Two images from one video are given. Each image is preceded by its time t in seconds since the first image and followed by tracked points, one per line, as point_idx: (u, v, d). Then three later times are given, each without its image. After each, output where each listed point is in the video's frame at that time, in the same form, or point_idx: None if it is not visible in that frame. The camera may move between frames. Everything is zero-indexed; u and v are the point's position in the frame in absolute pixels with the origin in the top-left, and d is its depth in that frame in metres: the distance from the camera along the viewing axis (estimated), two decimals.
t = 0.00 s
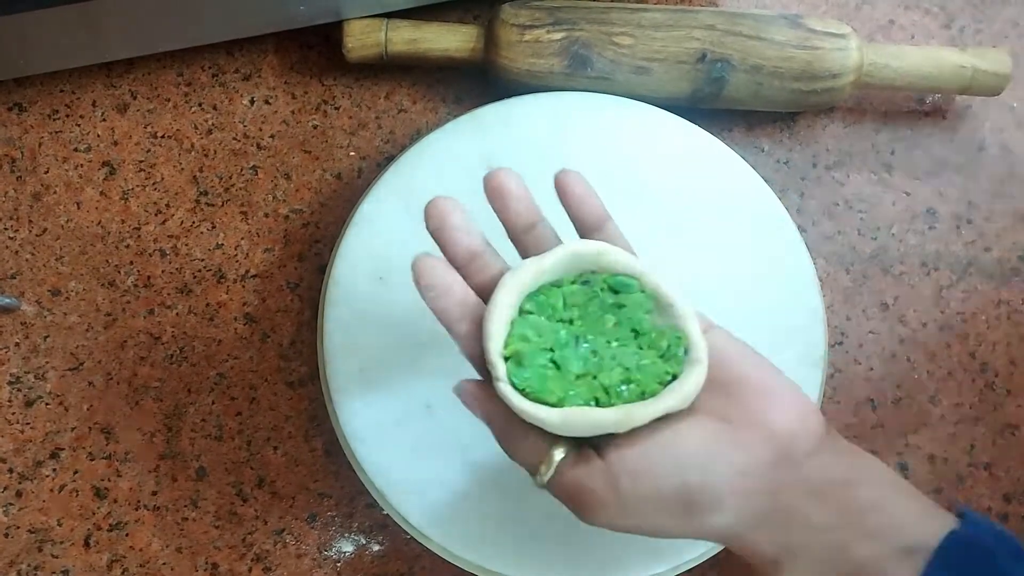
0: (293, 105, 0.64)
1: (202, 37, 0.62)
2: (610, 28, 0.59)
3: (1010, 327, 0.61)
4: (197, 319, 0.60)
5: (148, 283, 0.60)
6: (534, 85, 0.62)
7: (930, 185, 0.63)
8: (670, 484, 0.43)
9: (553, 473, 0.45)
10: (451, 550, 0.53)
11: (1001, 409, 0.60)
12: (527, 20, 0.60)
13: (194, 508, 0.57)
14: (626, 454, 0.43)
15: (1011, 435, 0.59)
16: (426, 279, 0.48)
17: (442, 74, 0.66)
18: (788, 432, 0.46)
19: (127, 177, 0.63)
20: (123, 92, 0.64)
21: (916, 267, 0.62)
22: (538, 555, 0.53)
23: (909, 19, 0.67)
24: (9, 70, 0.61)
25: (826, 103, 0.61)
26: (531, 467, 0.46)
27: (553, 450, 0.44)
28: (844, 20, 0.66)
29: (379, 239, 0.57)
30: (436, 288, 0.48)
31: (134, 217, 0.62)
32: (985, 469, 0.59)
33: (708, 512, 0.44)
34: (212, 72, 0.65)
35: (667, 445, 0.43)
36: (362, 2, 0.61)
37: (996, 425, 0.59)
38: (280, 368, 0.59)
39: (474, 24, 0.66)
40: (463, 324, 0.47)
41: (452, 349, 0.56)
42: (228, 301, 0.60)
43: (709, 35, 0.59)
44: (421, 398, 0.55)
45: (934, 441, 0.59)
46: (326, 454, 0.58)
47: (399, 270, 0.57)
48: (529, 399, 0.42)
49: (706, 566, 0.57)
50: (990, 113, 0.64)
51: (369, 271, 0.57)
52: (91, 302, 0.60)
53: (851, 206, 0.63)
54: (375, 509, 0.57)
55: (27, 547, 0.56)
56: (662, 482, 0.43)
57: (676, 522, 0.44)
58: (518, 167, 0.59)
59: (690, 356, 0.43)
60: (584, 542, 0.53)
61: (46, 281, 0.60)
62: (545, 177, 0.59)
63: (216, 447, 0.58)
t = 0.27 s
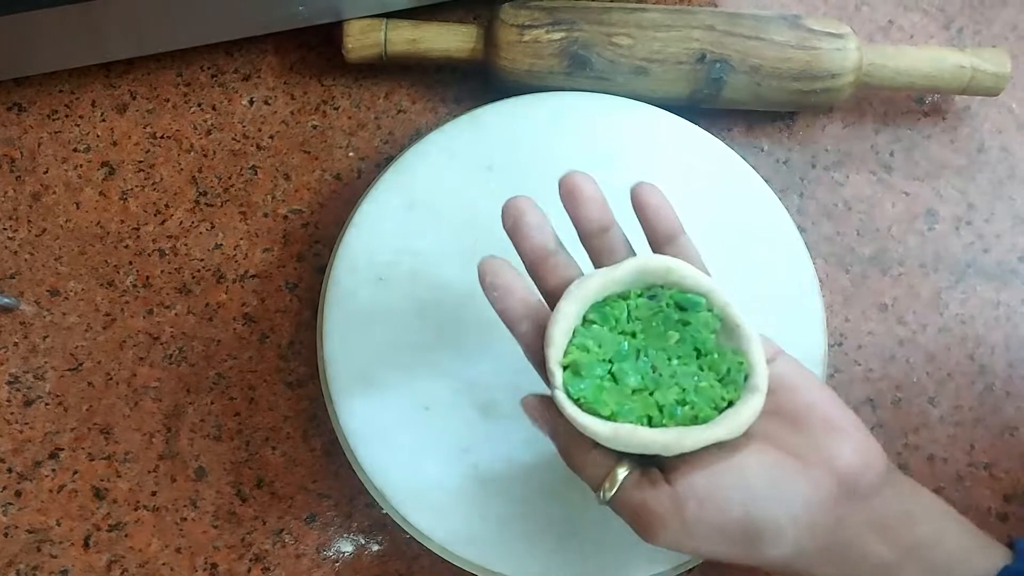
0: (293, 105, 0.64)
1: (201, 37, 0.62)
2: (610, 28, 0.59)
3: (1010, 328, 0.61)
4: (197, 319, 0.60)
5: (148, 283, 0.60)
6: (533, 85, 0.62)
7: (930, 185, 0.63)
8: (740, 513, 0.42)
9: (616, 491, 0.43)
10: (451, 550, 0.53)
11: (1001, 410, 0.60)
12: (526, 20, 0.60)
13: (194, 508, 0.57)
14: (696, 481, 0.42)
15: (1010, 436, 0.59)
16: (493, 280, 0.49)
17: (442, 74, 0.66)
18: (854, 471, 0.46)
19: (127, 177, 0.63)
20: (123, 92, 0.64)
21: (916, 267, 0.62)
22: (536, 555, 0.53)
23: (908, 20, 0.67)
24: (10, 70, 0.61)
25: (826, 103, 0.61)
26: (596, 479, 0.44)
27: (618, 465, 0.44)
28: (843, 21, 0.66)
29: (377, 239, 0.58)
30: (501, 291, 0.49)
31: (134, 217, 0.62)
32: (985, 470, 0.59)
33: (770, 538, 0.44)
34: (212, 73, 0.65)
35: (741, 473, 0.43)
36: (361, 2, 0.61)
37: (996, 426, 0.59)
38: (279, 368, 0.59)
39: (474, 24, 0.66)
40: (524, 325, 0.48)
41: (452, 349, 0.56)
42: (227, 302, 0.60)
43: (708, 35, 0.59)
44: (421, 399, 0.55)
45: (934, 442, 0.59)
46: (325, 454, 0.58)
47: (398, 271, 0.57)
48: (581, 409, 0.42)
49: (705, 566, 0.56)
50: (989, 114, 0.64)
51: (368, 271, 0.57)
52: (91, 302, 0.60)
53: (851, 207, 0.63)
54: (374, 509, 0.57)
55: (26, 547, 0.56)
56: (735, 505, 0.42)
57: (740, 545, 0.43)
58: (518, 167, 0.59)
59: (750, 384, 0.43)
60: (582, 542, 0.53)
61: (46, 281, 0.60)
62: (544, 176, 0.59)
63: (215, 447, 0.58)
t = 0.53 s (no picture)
0: (293, 104, 0.64)
1: (202, 36, 0.62)
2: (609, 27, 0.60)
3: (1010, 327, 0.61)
4: (197, 319, 0.60)
5: (148, 283, 0.60)
6: (533, 85, 0.62)
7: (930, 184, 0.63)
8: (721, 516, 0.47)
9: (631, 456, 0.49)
10: (451, 550, 0.53)
11: (1001, 409, 0.60)
12: (526, 19, 0.60)
13: (194, 508, 0.57)
14: (720, 474, 0.47)
15: (1010, 435, 0.59)
16: (512, 198, 0.57)
17: (442, 73, 0.66)
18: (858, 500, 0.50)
19: (127, 176, 0.63)
20: (123, 92, 0.64)
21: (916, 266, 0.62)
22: (537, 556, 0.53)
23: (908, 18, 0.67)
24: (9, 70, 0.61)
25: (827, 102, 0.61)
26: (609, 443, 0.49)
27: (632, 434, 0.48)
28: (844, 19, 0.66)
29: (376, 238, 0.58)
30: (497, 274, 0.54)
31: (134, 216, 0.62)
32: (985, 469, 0.59)
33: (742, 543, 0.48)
34: (212, 72, 0.65)
35: (736, 483, 0.47)
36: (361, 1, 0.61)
37: (996, 425, 0.59)
38: (280, 367, 0.59)
39: (474, 23, 0.66)
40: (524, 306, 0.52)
41: (452, 350, 0.57)
42: (228, 301, 0.60)
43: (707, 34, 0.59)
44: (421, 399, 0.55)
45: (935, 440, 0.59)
46: (326, 453, 0.58)
47: (398, 270, 0.57)
48: (607, 360, 0.47)
49: (706, 565, 0.56)
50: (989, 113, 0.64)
51: (369, 270, 0.57)
52: (91, 302, 0.60)
53: (851, 206, 0.63)
54: (374, 509, 0.57)
55: (27, 547, 0.56)
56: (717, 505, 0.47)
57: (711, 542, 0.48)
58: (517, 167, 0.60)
59: (792, 403, 0.47)
60: (583, 542, 0.53)
61: (46, 281, 0.60)
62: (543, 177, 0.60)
63: (216, 447, 0.58)
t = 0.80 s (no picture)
0: (293, 104, 0.64)
1: (201, 36, 0.62)
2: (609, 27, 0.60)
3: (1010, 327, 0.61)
4: (197, 319, 0.60)
5: (148, 282, 0.60)
6: (533, 85, 0.62)
7: (930, 184, 0.63)
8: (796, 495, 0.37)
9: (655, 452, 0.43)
10: (452, 550, 0.53)
11: (1001, 409, 0.60)
12: (526, 19, 0.60)
13: (194, 507, 0.57)
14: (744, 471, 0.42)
15: (1011, 435, 0.59)
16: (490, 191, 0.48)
17: (442, 74, 0.66)
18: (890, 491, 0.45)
19: (126, 176, 0.63)
20: (123, 92, 0.64)
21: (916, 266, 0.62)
22: (538, 556, 0.53)
23: (907, 19, 0.67)
24: (10, 70, 0.61)
25: (826, 102, 0.61)
26: (630, 440, 0.44)
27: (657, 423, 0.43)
28: (843, 20, 0.66)
29: (377, 239, 0.58)
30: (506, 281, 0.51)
31: (134, 216, 0.62)
32: (985, 469, 0.59)
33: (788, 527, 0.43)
34: (211, 72, 0.65)
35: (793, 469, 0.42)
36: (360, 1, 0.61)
37: (995, 425, 0.59)
38: (280, 367, 0.59)
39: (474, 24, 0.66)
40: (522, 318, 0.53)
41: (452, 350, 0.57)
42: (227, 301, 0.60)
43: (707, 35, 0.59)
44: (422, 399, 0.55)
45: (933, 441, 0.59)
46: (325, 454, 0.58)
47: (398, 270, 0.57)
48: (626, 339, 0.43)
49: (706, 565, 0.56)
50: (989, 113, 0.64)
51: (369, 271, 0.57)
52: (91, 302, 0.60)
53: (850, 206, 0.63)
54: (374, 509, 0.57)
55: (27, 547, 0.56)
56: (780, 514, 0.38)
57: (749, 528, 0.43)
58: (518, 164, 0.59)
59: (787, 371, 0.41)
60: (584, 542, 0.53)
61: (46, 281, 0.60)
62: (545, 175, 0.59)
63: (215, 447, 0.58)
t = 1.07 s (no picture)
0: (292, 104, 0.65)
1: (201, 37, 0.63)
2: (609, 28, 0.59)
3: (1009, 326, 0.61)
4: (197, 318, 0.60)
5: (148, 282, 0.60)
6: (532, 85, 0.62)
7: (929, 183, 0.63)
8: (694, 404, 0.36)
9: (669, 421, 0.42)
10: (452, 551, 0.52)
11: (1000, 408, 0.60)
12: (526, 19, 0.60)
13: (194, 507, 0.57)
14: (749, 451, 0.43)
15: (1011, 434, 0.59)
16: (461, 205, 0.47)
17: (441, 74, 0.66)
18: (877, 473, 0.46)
19: (126, 176, 0.63)
20: (123, 92, 0.64)
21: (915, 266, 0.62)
22: (539, 557, 0.53)
23: (906, 18, 0.67)
24: (10, 70, 0.61)
25: (826, 102, 0.61)
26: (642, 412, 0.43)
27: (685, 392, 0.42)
28: (842, 19, 0.66)
29: (377, 239, 0.58)
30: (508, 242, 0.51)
31: (134, 216, 0.62)
32: (986, 468, 0.58)
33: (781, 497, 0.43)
34: (211, 72, 0.65)
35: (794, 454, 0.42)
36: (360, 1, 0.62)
37: (996, 424, 0.59)
38: (279, 367, 0.59)
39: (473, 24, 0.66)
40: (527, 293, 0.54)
41: (452, 351, 0.57)
42: (227, 301, 0.60)
43: (707, 35, 0.59)
44: (421, 399, 0.56)
45: (933, 440, 0.59)
46: (326, 453, 0.58)
47: (398, 270, 0.57)
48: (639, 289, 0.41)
49: (707, 565, 0.56)
50: (988, 112, 0.64)
51: (368, 271, 0.57)
52: (91, 302, 0.60)
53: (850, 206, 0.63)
54: (374, 508, 0.57)
55: (27, 547, 0.56)
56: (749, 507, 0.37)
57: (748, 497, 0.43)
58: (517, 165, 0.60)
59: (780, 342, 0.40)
60: (584, 542, 0.53)
61: (46, 281, 0.60)
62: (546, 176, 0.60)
63: (215, 447, 0.58)
